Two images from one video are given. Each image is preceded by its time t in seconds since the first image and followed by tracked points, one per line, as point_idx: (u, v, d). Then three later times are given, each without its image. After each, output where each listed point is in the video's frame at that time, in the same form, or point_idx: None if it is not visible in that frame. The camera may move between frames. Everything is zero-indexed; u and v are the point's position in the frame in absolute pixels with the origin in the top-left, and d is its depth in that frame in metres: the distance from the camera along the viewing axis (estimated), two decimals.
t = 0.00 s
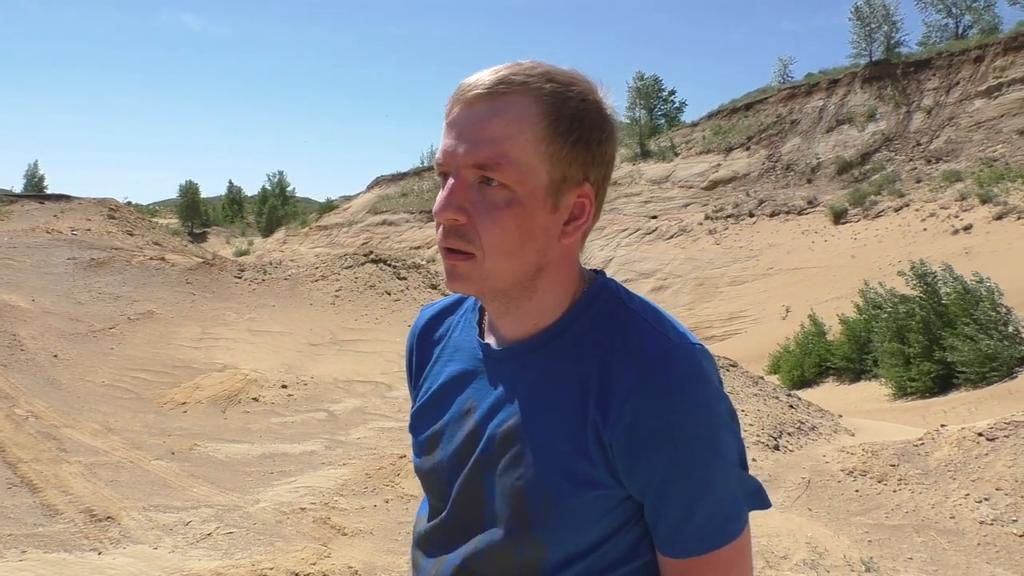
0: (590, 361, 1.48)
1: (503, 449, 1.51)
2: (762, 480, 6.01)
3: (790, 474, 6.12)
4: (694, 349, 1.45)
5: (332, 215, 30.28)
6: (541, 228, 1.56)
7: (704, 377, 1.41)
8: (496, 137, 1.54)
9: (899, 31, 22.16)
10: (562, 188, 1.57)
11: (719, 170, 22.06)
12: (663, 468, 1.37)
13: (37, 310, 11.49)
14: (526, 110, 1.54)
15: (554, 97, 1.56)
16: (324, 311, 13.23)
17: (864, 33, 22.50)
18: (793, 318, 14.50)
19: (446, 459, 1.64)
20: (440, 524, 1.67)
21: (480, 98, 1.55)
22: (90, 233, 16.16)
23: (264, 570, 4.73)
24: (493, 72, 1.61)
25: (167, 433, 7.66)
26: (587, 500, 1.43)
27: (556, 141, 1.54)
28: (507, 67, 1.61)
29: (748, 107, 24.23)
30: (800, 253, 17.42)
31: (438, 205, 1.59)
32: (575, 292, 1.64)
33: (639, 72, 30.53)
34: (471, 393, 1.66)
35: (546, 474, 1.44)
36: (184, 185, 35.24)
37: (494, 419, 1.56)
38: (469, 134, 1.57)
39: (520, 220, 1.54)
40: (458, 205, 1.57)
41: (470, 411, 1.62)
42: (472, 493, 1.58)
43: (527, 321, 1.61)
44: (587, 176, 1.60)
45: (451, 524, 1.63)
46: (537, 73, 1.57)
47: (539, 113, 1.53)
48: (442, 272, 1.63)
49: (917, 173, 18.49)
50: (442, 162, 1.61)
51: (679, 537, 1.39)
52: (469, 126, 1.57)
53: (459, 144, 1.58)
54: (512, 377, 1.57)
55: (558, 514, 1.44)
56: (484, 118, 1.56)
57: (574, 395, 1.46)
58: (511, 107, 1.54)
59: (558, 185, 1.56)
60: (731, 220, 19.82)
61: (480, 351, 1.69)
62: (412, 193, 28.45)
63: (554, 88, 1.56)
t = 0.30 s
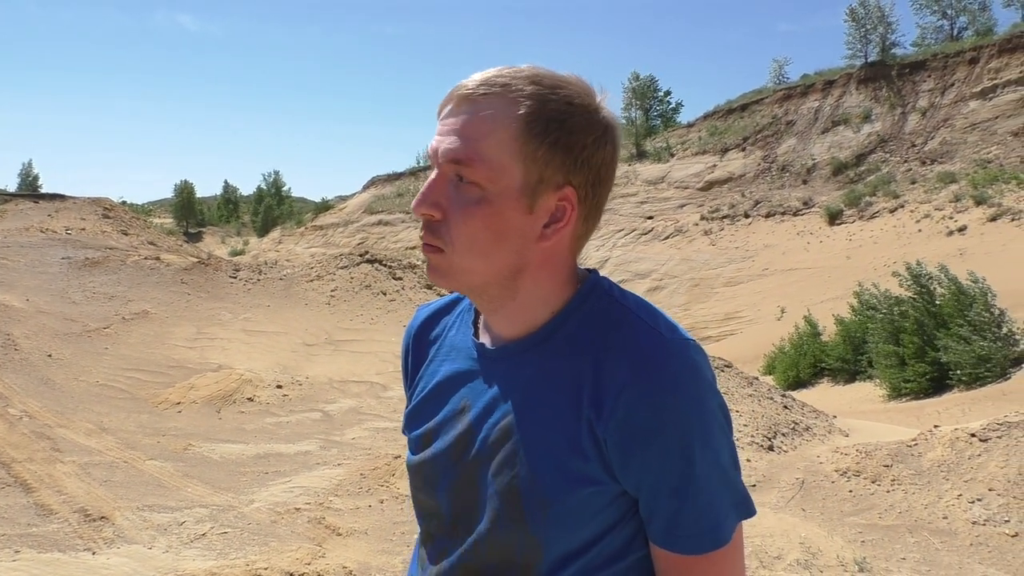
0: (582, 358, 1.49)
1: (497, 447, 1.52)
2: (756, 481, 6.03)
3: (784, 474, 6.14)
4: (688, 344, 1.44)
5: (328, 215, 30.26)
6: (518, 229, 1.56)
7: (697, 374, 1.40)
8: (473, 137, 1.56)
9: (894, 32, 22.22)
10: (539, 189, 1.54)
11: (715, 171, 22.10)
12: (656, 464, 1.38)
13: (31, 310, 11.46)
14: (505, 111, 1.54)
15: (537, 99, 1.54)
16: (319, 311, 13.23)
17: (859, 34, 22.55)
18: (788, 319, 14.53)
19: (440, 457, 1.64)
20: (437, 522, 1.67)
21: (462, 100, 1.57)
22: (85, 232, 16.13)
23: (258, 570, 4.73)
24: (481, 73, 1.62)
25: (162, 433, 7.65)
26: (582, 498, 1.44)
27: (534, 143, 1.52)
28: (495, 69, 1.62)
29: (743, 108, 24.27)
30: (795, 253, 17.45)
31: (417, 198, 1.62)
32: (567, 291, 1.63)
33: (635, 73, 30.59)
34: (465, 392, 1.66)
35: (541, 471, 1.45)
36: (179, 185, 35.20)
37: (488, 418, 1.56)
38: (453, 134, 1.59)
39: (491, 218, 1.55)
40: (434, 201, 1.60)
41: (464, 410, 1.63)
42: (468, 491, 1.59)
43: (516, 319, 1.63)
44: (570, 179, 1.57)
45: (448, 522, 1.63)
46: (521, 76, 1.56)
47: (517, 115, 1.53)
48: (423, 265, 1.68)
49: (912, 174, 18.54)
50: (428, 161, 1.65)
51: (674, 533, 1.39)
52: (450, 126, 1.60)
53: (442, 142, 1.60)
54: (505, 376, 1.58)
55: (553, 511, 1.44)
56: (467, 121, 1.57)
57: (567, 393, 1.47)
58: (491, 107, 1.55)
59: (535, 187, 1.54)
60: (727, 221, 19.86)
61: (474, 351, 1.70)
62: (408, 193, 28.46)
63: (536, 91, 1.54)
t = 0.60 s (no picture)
0: (581, 355, 1.49)
1: (496, 445, 1.52)
2: (754, 480, 6.03)
3: (781, 474, 6.14)
4: (686, 340, 1.44)
5: (326, 214, 30.22)
6: (510, 232, 1.56)
7: (695, 370, 1.40)
8: (468, 137, 1.55)
9: (892, 33, 22.24)
10: (532, 192, 1.54)
11: (713, 171, 22.12)
12: (655, 459, 1.38)
13: (28, 308, 11.44)
14: (501, 111, 1.54)
15: (534, 100, 1.53)
16: (317, 310, 13.22)
17: (858, 35, 22.57)
18: (786, 319, 14.54)
19: (439, 452, 1.64)
20: (438, 520, 1.67)
21: (462, 100, 1.57)
22: (83, 230, 16.09)
23: (255, 568, 4.73)
24: (483, 71, 1.61)
25: (159, 431, 7.64)
26: (579, 493, 1.44)
27: (530, 144, 1.52)
28: (497, 69, 1.61)
29: (742, 109, 24.27)
30: (793, 254, 17.47)
31: (410, 192, 1.62)
32: (566, 289, 1.63)
33: (633, 73, 30.60)
34: (464, 389, 1.66)
35: (540, 468, 1.45)
36: (176, 183, 35.12)
37: (487, 416, 1.56)
38: (449, 133, 1.58)
39: (482, 220, 1.55)
40: (428, 196, 1.59)
41: (463, 407, 1.63)
42: (467, 488, 1.59)
43: (512, 317, 1.64)
44: (564, 182, 1.56)
45: (448, 519, 1.63)
46: (520, 76, 1.55)
47: (514, 116, 1.53)
48: (415, 262, 1.68)
49: (910, 175, 18.57)
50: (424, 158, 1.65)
51: (671, 529, 1.40)
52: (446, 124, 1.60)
53: (441, 138, 1.60)
54: (505, 373, 1.58)
55: (550, 507, 1.45)
56: (465, 120, 1.57)
57: (566, 390, 1.47)
58: (488, 107, 1.55)
59: (527, 190, 1.54)
60: (725, 221, 19.87)
61: (475, 348, 1.70)
62: (406, 193, 28.45)
63: (534, 92, 1.53)
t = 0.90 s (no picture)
0: (575, 360, 1.49)
1: (492, 449, 1.51)
2: (749, 482, 6.03)
3: (777, 476, 6.14)
4: (678, 343, 1.45)
5: (323, 215, 30.21)
6: (511, 237, 1.56)
7: (685, 371, 1.41)
8: (482, 134, 1.54)
9: (890, 36, 22.26)
10: (538, 203, 1.54)
11: (710, 173, 22.14)
12: (648, 460, 1.38)
13: (24, 308, 11.43)
14: (520, 114, 1.53)
15: (556, 111, 1.53)
16: (314, 310, 13.21)
17: (855, 38, 22.59)
18: (783, 321, 14.55)
19: (434, 457, 1.63)
20: (432, 525, 1.66)
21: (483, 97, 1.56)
22: (79, 230, 16.07)
23: (251, 570, 4.73)
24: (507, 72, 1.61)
25: (155, 432, 7.63)
26: (574, 498, 1.44)
27: (543, 153, 1.52)
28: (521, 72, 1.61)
29: (739, 111, 24.29)
30: (790, 256, 17.49)
31: (415, 183, 1.61)
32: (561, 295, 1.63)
33: (631, 75, 30.61)
34: (460, 394, 1.66)
35: (533, 471, 1.45)
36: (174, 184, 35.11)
37: (483, 420, 1.56)
38: (466, 127, 1.58)
39: (484, 220, 1.55)
40: (432, 188, 1.58)
41: (460, 412, 1.62)
42: (461, 491, 1.58)
43: (507, 321, 1.64)
44: (573, 200, 1.56)
45: (443, 523, 1.62)
46: (547, 85, 1.55)
47: (533, 121, 1.52)
48: (411, 256, 1.67)
49: (907, 178, 18.59)
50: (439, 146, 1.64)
51: (661, 530, 1.39)
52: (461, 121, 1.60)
53: (455, 132, 1.59)
54: (501, 377, 1.58)
55: (546, 511, 1.44)
56: (483, 117, 1.56)
57: (562, 395, 1.47)
58: (507, 109, 1.54)
59: (534, 198, 1.54)
60: (722, 223, 19.89)
61: (470, 353, 1.70)
62: (404, 194, 28.44)
63: (555, 100, 1.53)
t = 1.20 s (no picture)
0: (571, 358, 1.49)
1: (486, 449, 1.51)
2: (745, 480, 6.04)
3: (772, 474, 6.15)
4: (671, 339, 1.44)
5: (319, 214, 30.15)
6: (524, 247, 1.54)
7: (681, 369, 1.41)
8: (487, 149, 1.51)
9: (885, 35, 22.28)
10: (549, 210, 1.53)
11: (706, 172, 22.15)
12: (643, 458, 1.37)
13: (18, 307, 11.39)
14: (524, 124, 1.51)
15: (557, 117, 1.52)
16: (309, 310, 13.19)
17: (851, 37, 22.62)
18: (779, 320, 14.57)
19: (429, 457, 1.63)
20: (425, 524, 1.65)
21: (478, 105, 1.52)
22: (73, 229, 16.02)
23: (245, 568, 4.72)
24: (501, 77, 1.58)
25: (150, 431, 7.61)
26: (569, 496, 1.43)
27: (549, 160, 1.51)
28: (519, 74, 1.58)
29: (735, 110, 24.30)
30: (786, 255, 17.51)
31: (418, 204, 1.57)
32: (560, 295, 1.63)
33: (627, 74, 30.61)
34: (456, 394, 1.65)
35: (530, 474, 1.44)
36: (170, 183, 35.01)
37: (479, 420, 1.55)
38: (463, 141, 1.54)
39: (497, 236, 1.52)
40: (439, 208, 1.55)
41: (456, 411, 1.62)
42: (456, 492, 1.57)
43: (511, 326, 1.61)
44: (579, 201, 1.57)
45: (437, 523, 1.62)
46: (544, 89, 1.53)
47: (538, 131, 1.50)
48: (415, 275, 1.63)
49: (903, 176, 18.64)
50: (435, 163, 1.60)
51: (658, 527, 1.39)
52: (455, 131, 1.56)
53: (454, 147, 1.55)
54: (498, 376, 1.57)
55: (541, 511, 1.44)
56: (481, 127, 1.53)
57: (560, 393, 1.47)
58: (509, 118, 1.51)
59: (546, 207, 1.53)
60: (718, 222, 19.91)
61: (466, 351, 1.69)
62: (399, 193, 28.40)
63: (557, 105, 1.52)
